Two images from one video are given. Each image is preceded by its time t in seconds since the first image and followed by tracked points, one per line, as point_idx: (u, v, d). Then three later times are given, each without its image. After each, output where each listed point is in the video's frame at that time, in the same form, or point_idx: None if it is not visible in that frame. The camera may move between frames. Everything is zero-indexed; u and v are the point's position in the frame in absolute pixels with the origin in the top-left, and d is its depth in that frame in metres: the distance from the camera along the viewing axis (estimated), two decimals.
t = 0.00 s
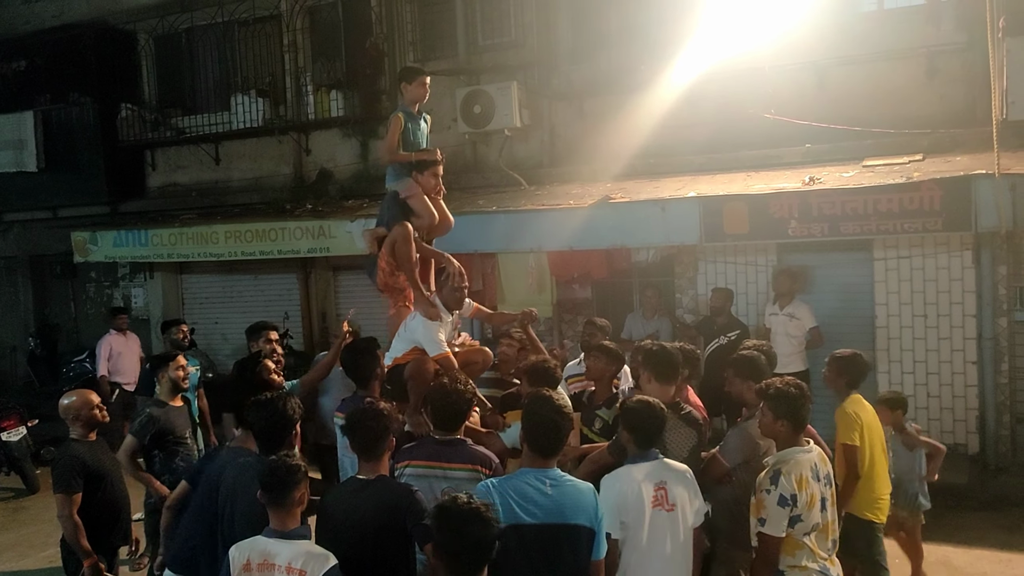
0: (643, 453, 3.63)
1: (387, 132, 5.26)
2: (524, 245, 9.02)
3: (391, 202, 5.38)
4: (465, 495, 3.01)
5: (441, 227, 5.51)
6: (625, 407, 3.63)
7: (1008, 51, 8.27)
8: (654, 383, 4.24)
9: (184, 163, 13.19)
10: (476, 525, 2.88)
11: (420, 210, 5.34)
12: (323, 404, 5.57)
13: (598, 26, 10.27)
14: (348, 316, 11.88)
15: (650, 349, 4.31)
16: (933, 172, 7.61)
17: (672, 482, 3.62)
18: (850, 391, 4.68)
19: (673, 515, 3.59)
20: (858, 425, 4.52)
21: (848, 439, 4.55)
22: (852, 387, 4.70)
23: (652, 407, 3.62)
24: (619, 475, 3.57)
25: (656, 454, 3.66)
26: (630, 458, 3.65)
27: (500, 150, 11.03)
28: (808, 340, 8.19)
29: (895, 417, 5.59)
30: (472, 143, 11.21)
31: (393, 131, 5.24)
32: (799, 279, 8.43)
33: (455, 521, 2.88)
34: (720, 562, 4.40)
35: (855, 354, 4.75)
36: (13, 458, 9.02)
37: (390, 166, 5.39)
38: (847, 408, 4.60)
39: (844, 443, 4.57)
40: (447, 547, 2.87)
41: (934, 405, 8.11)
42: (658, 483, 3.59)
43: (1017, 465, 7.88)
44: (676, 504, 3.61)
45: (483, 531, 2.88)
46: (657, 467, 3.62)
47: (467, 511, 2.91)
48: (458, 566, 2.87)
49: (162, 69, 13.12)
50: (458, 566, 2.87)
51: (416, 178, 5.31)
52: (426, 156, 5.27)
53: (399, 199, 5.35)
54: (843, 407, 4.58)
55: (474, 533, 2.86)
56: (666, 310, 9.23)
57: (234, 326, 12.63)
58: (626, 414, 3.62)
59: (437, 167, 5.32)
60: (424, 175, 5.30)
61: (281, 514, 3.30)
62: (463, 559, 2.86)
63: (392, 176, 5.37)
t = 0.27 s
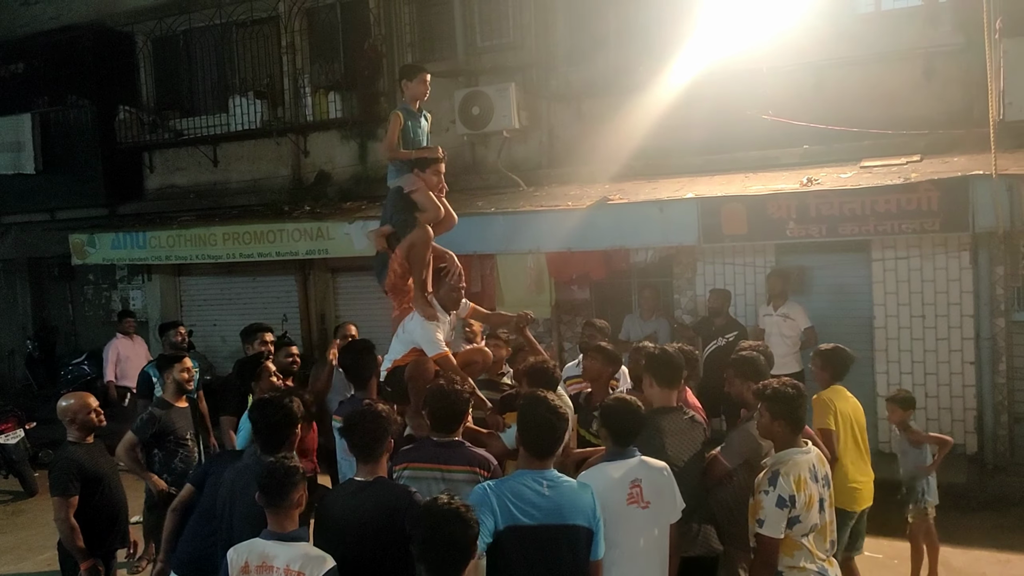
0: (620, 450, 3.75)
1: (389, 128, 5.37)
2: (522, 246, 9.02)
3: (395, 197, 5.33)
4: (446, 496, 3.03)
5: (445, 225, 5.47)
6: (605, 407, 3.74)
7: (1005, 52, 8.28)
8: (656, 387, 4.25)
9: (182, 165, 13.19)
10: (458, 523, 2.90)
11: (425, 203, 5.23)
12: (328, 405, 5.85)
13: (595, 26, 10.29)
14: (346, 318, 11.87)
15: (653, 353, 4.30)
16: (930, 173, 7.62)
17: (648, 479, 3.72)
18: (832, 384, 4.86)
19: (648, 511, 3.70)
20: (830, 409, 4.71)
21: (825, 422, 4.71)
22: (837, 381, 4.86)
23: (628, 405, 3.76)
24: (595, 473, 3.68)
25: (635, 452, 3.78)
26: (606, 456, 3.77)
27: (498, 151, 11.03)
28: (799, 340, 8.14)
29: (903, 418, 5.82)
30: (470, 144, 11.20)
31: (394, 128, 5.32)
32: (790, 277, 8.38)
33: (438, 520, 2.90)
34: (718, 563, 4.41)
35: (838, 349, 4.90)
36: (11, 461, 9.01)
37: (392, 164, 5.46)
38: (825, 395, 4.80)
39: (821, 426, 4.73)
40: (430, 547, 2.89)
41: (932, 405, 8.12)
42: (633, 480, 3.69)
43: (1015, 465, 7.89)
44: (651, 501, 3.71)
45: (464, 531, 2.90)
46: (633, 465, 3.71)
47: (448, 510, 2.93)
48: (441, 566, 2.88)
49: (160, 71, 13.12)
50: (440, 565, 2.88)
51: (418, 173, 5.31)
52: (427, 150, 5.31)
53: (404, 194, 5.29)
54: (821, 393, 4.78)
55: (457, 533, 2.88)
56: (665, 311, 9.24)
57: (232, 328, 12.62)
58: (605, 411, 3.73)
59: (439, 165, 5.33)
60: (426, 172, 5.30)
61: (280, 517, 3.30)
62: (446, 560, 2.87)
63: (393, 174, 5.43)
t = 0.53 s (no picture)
0: (613, 450, 3.77)
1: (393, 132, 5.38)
2: (522, 247, 9.02)
3: (404, 201, 5.31)
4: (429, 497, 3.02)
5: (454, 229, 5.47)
6: (595, 407, 3.76)
7: (1004, 53, 8.29)
8: (653, 388, 4.24)
9: (181, 167, 13.18)
10: (437, 526, 2.88)
11: (434, 206, 5.24)
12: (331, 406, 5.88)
13: (594, 27, 10.30)
14: (345, 319, 11.87)
15: (650, 354, 4.28)
16: (929, 174, 7.62)
17: (638, 479, 3.73)
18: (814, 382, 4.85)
19: (638, 511, 3.70)
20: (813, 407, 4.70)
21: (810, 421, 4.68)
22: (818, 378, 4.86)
23: (620, 405, 3.78)
24: (586, 473, 3.71)
25: (625, 451, 3.80)
26: (599, 456, 3.78)
27: (497, 153, 11.03)
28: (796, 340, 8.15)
29: (907, 417, 5.88)
30: (470, 146, 11.20)
31: (399, 132, 5.34)
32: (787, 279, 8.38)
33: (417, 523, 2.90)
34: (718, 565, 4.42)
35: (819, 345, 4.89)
36: (10, 463, 9.00)
37: (397, 167, 5.47)
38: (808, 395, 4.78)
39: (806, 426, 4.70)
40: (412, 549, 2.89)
41: (931, 406, 8.13)
42: (622, 480, 3.70)
43: (1014, 466, 7.89)
44: (641, 501, 3.71)
45: (444, 534, 2.88)
46: (622, 465, 3.73)
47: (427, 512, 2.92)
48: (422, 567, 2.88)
49: (158, 73, 13.12)
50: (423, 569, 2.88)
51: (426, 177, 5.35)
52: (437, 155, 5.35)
53: (414, 197, 5.29)
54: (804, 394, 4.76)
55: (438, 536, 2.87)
56: (664, 312, 9.25)
57: (231, 330, 12.62)
58: (596, 412, 3.76)
59: (447, 169, 5.38)
60: (433, 175, 5.34)
61: (280, 518, 3.30)
62: (425, 560, 2.87)
63: (399, 177, 5.43)
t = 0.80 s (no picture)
0: (615, 447, 3.77)
1: (404, 128, 5.27)
2: (521, 247, 9.02)
3: (414, 198, 5.27)
4: (423, 498, 3.03)
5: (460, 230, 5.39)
6: (596, 405, 3.76)
7: (1003, 53, 8.29)
8: (651, 389, 4.24)
9: (181, 167, 13.18)
10: (428, 528, 2.89)
11: (444, 205, 5.23)
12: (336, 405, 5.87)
13: (594, 27, 10.30)
14: (345, 320, 11.87)
15: (647, 355, 4.28)
16: (929, 174, 7.62)
17: (642, 475, 3.74)
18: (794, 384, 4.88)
19: (641, 507, 3.72)
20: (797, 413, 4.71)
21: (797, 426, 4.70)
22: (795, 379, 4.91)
23: (622, 403, 3.77)
24: (589, 469, 3.72)
25: (627, 449, 3.80)
26: (601, 453, 3.79)
27: (497, 153, 11.03)
28: (795, 340, 8.15)
29: (911, 415, 5.93)
30: (469, 146, 11.20)
31: (409, 129, 5.24)
32: (786, 279, 8.37)
33: (407, 525, 2.91)
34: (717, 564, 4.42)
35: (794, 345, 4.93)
36: (10, 463, 9.00)
37: (408, 165, 5.40)
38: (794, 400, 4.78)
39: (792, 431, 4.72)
40: (401, 551, 2.90)
41: (931, 406, 8.13)
42: (626, 477, 3.71)
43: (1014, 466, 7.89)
44: (644, 497, 3.72)
45: (435, 535, 2.89)
46: (626, 461, 3.74)
47: (418, 514, 2.92)
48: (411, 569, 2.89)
49: (158, 73, 13.12)
50: (413, 571, 2.89)
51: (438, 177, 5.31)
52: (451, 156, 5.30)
53: (424, 196, 5.25)
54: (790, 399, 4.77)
55: (428, 538, 2.88)
56: (663, 312, 9.25)
57: (231, 330, 12.62)
58: (595, 411, 3.76)
59: (459, 169, 5.34)
60: (445, 175, 5.30)
61: (279, 518, 3.30)
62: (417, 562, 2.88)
63: (410, 175, 5.37)
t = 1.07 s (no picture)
0: (619, 446, 3.77)
1: (412, 126, 5.19)
2: (521, 247, 9.01)
3: (418, 199, 5.21)
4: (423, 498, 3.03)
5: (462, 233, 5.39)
6: (601, 403, 3.77)
7: (1003, 54, 8.30)
8: (650, 391, 4.23)
9: (181, 167, 13.18)
10: (427, 527, 2.88)
11: (448, 208, 5.17)
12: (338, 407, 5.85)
13: (593, 27, 10.31)
14: (345, 320, 11.87)
15: (645, 355, 4.27)
16: (929, 174, 7.62)
17: (647, 473, 3.74)
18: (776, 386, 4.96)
19: (647, 504, 3.72)
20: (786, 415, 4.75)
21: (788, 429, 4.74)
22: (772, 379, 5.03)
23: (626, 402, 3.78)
24: (595, 467, 3.72)
25: (631, 447, 3.80)
26: (607, 451, 3.79)
27: (497, 153, 11.02)
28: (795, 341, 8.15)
29: (914, 416, 5.91)
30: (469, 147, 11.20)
31: (418, 126, 5.18)
32: (786, 279, 8.37)
33: (407, 525, 2.90)
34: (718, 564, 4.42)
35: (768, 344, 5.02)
36: (10, 464, 8.99)
37: (414, 161, 5.33)
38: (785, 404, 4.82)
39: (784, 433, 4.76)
40: (400, 552, 2.89)
41: (932, 406, 8.13)
42: (633, 474, 3.71)
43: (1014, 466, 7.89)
44: (650, 494, 3.73)
45: (435, 535, 2.88)
46: (633, 459, 3.74)
47: (417, 514, 2.92)
48: (409, 569, 2.87)
49: (158, 74, 13.12)
50: (412, 572, 2.87)
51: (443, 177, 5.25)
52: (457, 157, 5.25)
53: (429, 197, 5.19)
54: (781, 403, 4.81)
55: (428, 537, 2.87)
56: (664, 313, 9.24)
57: (231, 330, 12.62)
58: (600, 408, 3.76)
59: (465, 170, 5.29)
60: (451, 176, 5.25)
61: (280, 518, 3.29)
62: (416, 563, 2.87)
63: (416, 173, 5.31)
